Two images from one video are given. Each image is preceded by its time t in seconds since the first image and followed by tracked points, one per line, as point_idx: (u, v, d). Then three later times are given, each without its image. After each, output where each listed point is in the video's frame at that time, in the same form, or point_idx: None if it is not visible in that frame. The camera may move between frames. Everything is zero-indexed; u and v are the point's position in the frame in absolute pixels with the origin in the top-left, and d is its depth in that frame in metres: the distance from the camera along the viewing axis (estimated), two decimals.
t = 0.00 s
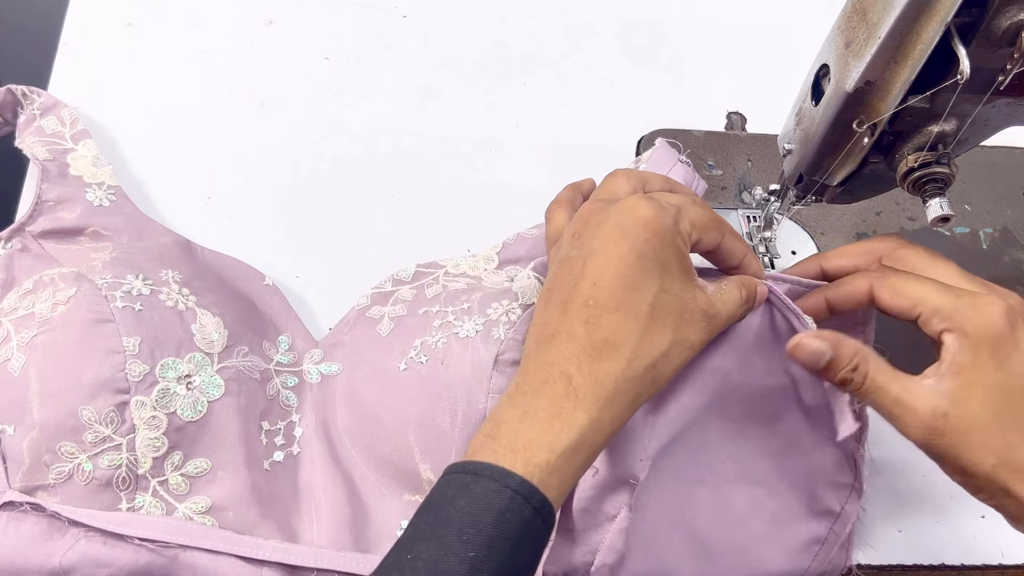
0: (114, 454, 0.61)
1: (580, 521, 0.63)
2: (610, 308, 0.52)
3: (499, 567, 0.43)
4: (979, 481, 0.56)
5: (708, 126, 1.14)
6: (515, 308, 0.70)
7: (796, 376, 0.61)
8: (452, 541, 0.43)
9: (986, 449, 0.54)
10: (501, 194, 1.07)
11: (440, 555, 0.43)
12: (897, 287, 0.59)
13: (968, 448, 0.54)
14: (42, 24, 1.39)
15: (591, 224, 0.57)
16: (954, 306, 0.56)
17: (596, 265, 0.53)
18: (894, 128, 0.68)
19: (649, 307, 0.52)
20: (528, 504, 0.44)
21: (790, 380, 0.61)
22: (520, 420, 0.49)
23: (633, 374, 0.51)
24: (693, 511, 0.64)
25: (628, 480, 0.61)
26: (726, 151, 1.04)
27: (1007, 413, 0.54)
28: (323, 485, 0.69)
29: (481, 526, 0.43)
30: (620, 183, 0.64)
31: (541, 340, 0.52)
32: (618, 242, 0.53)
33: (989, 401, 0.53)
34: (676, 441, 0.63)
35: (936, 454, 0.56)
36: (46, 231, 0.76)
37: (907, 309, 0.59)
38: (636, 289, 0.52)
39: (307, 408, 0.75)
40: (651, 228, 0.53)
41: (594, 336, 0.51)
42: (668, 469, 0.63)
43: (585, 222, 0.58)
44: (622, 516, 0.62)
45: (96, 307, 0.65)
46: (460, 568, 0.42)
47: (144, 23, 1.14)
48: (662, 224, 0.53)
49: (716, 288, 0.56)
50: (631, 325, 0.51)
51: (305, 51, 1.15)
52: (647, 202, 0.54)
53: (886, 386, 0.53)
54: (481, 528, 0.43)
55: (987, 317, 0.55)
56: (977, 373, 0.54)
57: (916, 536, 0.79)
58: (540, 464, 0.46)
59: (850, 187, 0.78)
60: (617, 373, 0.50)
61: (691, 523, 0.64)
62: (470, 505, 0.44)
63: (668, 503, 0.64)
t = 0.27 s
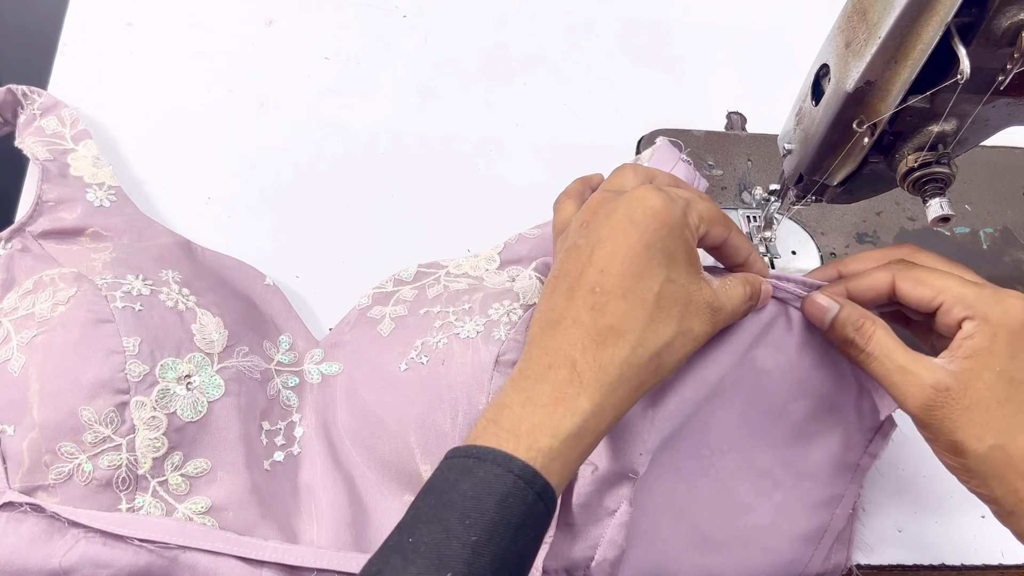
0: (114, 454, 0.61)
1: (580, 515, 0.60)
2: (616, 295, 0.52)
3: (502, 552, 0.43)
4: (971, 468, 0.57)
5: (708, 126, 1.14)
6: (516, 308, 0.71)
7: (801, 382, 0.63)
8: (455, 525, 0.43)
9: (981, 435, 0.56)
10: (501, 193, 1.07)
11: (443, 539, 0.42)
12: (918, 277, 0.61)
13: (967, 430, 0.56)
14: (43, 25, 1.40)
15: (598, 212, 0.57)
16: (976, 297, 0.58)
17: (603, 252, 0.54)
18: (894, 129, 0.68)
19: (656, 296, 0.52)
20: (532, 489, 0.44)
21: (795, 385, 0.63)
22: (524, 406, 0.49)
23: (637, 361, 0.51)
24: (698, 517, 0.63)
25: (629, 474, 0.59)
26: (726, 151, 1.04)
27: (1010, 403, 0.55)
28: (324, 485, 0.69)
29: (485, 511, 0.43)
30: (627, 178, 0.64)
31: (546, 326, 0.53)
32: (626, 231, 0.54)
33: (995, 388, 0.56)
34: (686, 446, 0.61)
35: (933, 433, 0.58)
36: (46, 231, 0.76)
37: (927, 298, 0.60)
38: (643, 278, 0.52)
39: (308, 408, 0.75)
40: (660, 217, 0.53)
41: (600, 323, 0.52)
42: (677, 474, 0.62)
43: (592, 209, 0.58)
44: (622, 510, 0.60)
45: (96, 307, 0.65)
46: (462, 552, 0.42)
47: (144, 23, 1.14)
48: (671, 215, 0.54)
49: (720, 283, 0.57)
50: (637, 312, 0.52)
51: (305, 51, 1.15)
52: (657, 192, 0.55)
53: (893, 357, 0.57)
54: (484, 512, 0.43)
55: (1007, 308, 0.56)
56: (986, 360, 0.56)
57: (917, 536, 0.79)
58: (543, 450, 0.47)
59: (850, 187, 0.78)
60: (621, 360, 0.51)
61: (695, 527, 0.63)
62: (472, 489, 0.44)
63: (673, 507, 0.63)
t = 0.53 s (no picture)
0: (114, 455, 0.61)
1: (580, 508, 0.60)
2: (615, 285, 0.52)
3: (499, 544, 0.43)
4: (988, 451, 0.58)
5: (708, 126, 1.14)
6: (517, 308, 0.71)
7: (809, 377, 0.61)
8: (453, 516, 0.43)
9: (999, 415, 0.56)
10: (501, 193, 1.07)
11: (440, 529, 0.42)
12: (931, 265, 0.62)
13: (985, 410, 0.56)
14: (43, 25, 1.40)
15: (599, 204, 0.57)
16: (990, 282, 0.59)
17: (604, 243, 0.54)
18: (894, 129, 0.68)
19: (655, 286, 0.52)
20: (530, 480, 0.44)
21: (802, 379, 0.61)
22: (521, 394, 0.49)
23: (636, 351, 0.51)
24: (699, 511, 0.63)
25: (628, 467, 0.58)
26: (726, 151, 1.04)
27: None
28: (324, 484, 0.69)
29: (483, 501, 0.43)
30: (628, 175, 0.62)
31: (544, 315, 0.52)
32: (626, 223, 0.54)
33: (1011, 370, 0.56)
34: (687, 441, 0.61)
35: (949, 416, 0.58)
36: (46, 232, 0.76)
37: (941, 285, 0.62)
38: (643, 268, 0.53)
39: (309, 408, 0.75)
40: (659, 211, 0.54)
41: (598, 312, 0.51)
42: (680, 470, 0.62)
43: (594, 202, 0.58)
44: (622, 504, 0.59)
45: (96, 307, 0.65)
46: (460, 542, 0.42)
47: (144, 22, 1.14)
48: (671, 208, 0.55)
49: (719, 276, 0.57)
50: (636, 301, 0.52)
51: (305, 51, 1.15)
52: (658, 187, 0.56)
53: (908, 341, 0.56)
54: (482, 503, 0.43)
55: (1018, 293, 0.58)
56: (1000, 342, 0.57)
57: (917, 536, 0.79)
58: (540, 440, 0.46)
59: (850, 187, 0.78)
60: (619, 350, 0.51)
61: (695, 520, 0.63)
62: (470, 480, 0.44)
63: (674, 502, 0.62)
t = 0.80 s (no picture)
0: (114, 455, 0.61)
1: (580, 504, 0.61)
2: (618, 284, 0.52)
3: (504, 545, 0.43)
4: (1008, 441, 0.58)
5: (708, 126, 1.14)
6: (518, 309, 0.71)
7: (817, 377, 0.61)
8: (457, 516, 0.43)
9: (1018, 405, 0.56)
10: (502, 193, 1.06)
11: (445, 529, 0.43)
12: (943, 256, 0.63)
13: (1003, 400, 0.56)
14: (43, 25, 1.40)
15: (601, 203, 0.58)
16: (1004, 272, 0.60)
17: (606, 243, 0.54)
18: (894, 129, 0.68)
19: (660, 285, 0.52)
20: (535, 481, 0.45)
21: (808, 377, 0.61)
22: (526, 395, 0.49)
23: (641, 349, 0.51)
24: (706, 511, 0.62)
25: (629, 463, 0.59)
26: (726, 151, 1.04)
27: None
28: (324, 484, 0.69)
29: (488, 502, 0.43)
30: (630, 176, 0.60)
31: (547, 316, 0.53)
32: (629, 222, 0.54)
33: None
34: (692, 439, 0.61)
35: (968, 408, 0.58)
36: (47, 232, 0.76)
37: (955, 276, 0.62)
38: (646, 266, 0.53)
39: (310, 408, 0.75)
40: (663, 208, 0.54)
41: (601, 311, 0.52)
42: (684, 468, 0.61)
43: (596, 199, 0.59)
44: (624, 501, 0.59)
45: (96, 308, 0.65)
46: (465, 543, 0.42)
47: (143, 22, 1.14)
48: (674, 204, 0.54)
49: (727, 271, 0.56)
50: (640, 300, 0.52)
51: (305, 51, 1.15)
52: (659, 182, 0.55)
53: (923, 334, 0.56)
54: (487, 504, 0.43)
55: None
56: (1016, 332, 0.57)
57: (917, 536, 0.79)
58: (545, 441, 0.47)
59: (850, 187, 0.78)
60: (623, 348, 0.51)
61: (702, 522, 0.62)
62: (476, 481, 0.44)
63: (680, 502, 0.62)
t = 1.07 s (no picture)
0: (114, 456, 0.61)
1: (581, 505, 0.61)
2: (617, 281, 0.53)
3: (502, 543, 0.43)
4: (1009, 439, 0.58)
5: (708, 126, 1.14)
6: (519, 309, 0.71)
7: (818, 378, 0.61)
8: (455, 515, 0.43)
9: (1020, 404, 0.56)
10: (502, 194, 1.06)
11: (443, 528, 0.43)
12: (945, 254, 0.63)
13: (1005, 400, 0.57)
14: (43, 25, 1.40)
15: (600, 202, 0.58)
16: (1006, 271, 0.60)
17: (605, 242, 0.55)
18: (894, 129, 0.68)
19: (658, 283, 0.52)
20: (533, 480, 0.45)
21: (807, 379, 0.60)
22: (523, 392, 0.49)
23: (640, 347, 0.51)
24: (704, 510, 0.63)
25: (629, 466, 0.58)
26: (726, 151, 1.04)
27: None
28: (324, 484, 0.69)
29: (486, 500, 0.43)
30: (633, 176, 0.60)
31: (546, 316, 0.53)
32: (627, 220, 0.54)
33: None
34: (691, 440, 0.61)
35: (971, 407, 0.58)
36: (48, 233, 0.76)
37: (958, 275, 0.62)
38: (644, 264, 0.53)
39: (311, 408, 0.75)
40: (660, 205, 0.54)
41: (600, 309, 0.52)
42: (683, 468, 0.61)
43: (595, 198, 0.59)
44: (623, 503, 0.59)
45: (96, 308, 0.65)
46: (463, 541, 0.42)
47: (143, 23, 1.14)
48: (673, 202, 0.54)
49: (731, 272, 0.56)
50: (638, 297, 0.52)
51: (305, 51, 1.15)
52: (657, 180, 0.56)
53: (924, 335, 0.56)
54: (485, 502, 0.43)
55: None
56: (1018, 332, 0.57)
57: (917, 536, 0.79)
58: (542, 438, 0.47)
59: (850, 187, 0.78)
60: (620, 346, 0.51)
61: (701, 522, 0.63)
62: (474, 479, 0.44)
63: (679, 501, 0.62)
